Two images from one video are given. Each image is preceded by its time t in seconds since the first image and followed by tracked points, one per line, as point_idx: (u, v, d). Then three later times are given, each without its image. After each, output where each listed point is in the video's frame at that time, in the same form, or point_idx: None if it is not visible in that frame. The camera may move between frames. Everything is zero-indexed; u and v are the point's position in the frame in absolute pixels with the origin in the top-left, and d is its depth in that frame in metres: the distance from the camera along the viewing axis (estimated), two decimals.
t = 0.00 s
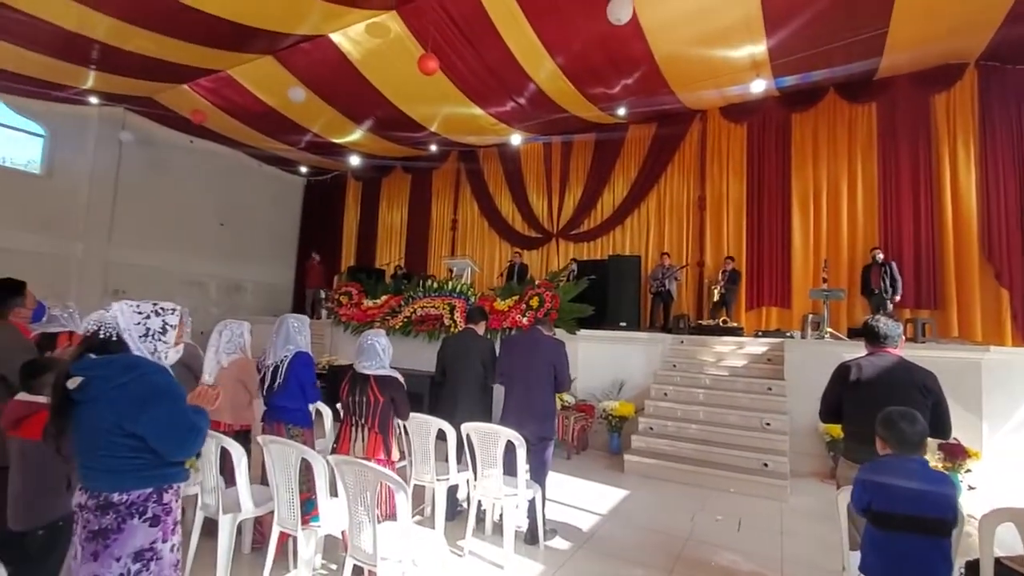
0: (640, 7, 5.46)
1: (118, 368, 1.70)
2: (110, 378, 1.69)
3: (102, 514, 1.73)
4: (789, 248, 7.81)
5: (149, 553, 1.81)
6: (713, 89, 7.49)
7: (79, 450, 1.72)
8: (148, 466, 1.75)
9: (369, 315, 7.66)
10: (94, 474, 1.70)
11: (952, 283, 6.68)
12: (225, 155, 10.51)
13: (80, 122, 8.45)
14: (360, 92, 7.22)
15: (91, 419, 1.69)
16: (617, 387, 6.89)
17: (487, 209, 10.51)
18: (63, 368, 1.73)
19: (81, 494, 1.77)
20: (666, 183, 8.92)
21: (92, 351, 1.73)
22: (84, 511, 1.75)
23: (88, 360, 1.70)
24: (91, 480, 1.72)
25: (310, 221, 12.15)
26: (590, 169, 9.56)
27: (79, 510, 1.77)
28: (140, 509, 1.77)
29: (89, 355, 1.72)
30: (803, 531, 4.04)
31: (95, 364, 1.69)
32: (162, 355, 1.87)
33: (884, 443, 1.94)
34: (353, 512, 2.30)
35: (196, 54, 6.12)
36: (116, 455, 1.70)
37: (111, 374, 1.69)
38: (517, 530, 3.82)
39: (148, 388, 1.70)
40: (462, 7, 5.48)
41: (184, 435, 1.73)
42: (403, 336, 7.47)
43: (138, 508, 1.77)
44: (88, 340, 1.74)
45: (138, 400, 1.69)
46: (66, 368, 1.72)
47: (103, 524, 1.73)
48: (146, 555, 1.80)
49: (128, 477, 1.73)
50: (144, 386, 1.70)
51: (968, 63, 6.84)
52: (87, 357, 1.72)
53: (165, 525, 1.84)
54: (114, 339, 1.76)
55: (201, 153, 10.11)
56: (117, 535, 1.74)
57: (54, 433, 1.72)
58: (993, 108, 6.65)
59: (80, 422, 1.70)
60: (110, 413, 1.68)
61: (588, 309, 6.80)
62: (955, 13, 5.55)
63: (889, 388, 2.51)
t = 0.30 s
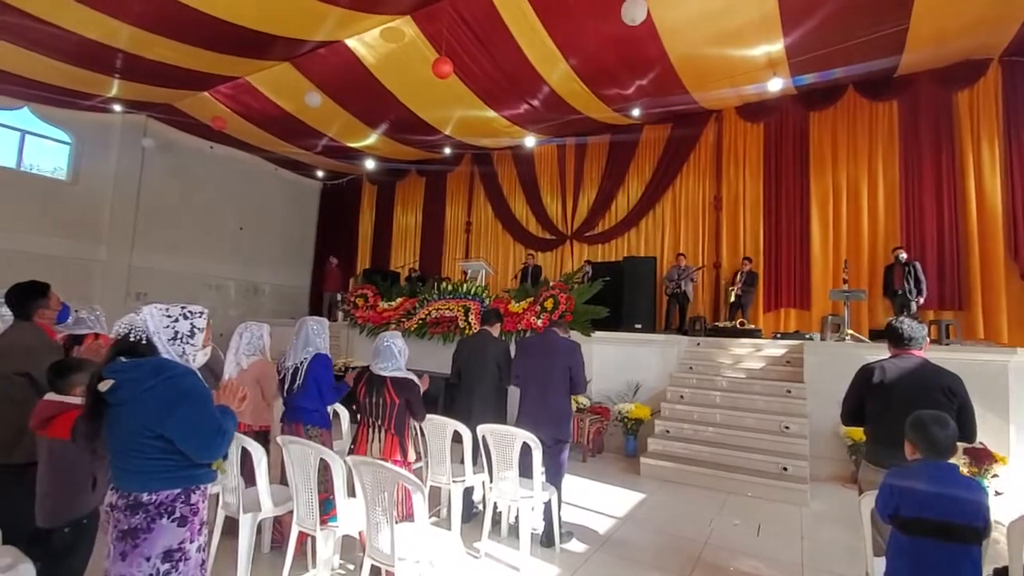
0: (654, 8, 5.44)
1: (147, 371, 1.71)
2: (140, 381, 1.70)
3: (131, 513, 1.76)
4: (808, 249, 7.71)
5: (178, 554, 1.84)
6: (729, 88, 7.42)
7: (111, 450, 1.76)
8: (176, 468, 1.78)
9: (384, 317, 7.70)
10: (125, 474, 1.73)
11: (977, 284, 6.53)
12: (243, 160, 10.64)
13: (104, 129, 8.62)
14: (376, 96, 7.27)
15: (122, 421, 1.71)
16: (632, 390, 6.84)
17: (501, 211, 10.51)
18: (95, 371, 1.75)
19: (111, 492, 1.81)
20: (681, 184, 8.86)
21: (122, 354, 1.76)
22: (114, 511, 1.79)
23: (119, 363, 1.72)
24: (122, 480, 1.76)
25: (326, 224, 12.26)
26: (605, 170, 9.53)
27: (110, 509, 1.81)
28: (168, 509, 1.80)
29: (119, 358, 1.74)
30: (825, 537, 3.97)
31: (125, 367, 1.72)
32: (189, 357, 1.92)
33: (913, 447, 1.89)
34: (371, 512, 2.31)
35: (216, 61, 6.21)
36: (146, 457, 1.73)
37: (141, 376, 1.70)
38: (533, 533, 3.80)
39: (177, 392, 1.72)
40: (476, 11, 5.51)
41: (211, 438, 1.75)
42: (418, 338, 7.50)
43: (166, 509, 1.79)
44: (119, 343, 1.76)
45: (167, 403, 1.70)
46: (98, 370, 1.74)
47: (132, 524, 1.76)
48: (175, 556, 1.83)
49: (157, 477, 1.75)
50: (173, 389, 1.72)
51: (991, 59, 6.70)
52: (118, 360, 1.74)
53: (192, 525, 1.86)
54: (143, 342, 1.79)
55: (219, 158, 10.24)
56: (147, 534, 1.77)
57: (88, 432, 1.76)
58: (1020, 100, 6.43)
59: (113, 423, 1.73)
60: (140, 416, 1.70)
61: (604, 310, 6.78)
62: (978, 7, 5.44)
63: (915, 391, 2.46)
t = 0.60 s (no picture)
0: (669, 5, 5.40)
1: (186, 370, 1.74)
2: (179, 379, 1.73)
3: (163, 510, 1.78)
4: (827, 247, 7.60)
5: (206, 550, 1.87)
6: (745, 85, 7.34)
7: (144, 448, 1.77)
8: (207, 466, 1.80)
9: (399, 317, 7.74)
10: (159, 472, 1.75)
11: (1003, 282, 6.39)
12: (260, 163, 10.76)
13: (126, 134, 8.76)
14: (390, 99, 7.31)
15: (159, 419, 1.73)
16: (649, 390, 6.80)
17: (515, 211, 10.51)
18: (132, 369, 1.78)
19: (140, 491, 1.82)
20: (697, 182, 8.78)
21: (161, 352, 1.79)
22: (144, 508, 1.80)
23: (158, 361, 1.75)
24: (154, 477, 1.77)
25: (341, 225, 12.35)
26: (619, 169, 9.48)
27: (139, 507, 1.82)
28: (200, 506, 1.83)
29: (159, 356, 1.77)
30: (848, 540, 3.90)
31: (165, 366, 1.75)
32: (223, 357, 1.94)
33: (945, 447, 1.85)
34: (391, 511, 2.32)
35: (234, 66, 6.28)
36: (180, 454, 1.75)
37: (179, 374, 1.73)
38: (550, 532, 3.79)
39: (213, 391, 1.74)
40: (490, 12, 5.51)
41: (243, 436, 1.78)
42: (433, 338, 7.53)
43: (198, 506, 1.82)
44: (157, 342, 1.80)
45: (203, 401, 1.73)
46: (136, 368, 1.77)
47: (164, 521, 1.78)
48: (204, 552, 1.86)
49: (190, 475, 1.77)
50: (209, 389, 1.74)
51: (1016, 52, 6.55)
52: (157, 358, 1.77)
53: (221, 522, 1.89)
54: (181, 342, 1.82)
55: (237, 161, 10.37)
56: (178, 531, 1.79)
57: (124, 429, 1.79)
58: None
59: (149, 421, 1.75)
60: (178, 414, 1.73)
61: (619, 310, 6.75)
62: None
63: (942, 391, 2.41)
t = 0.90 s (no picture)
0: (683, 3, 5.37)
1: (221, 371, 1.77)
2: (214, 380, 1.76)
3: (193, 510, 1.80)
4: (848, 247, 7.49)
5: (234, 548, 1.91)
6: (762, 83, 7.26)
7: (174, 447, 1.79)
8: (235, 466, 1.82)
9: (415, 319, 7.78)
10: (189, 470, 1.77)
11: None
12: (277, 167, 10.88)
13: (148, 140, 8.91)
14: (405, 102, 7.35)
15: (191, 419, 1.75)
16: (665, 392, 6.75)
17: (530, 212, 10.50)
18: (167, 368, 1.80)
19: (166, 491, 1.83)
20: (713, 181, 8.70)
21: (197, 353, 1.83)
22: (171, 509, 1.81)
23: (194, 361, 1.79)
24: (183, 476, 1.79)
25: (357, 228, 12.44)
26: (634, 170, 9.43)
27: (165, 508, 1.82)
28: (228, 505, 1.86)
29: (195, 357, 1.81)
30: (871, 545, 3.83)
31: (200, 367, 1.77)
32: (252, 360, 2.09)
33: (972, 451, 1.81)
34: (409, 511, 2.33)
35: (251, 72, 6.36)
36: (210, 454, 1.77)
37: (214, 375, 1.76)
38: (567, 534, 3.77)
39: (247, 393, 1.77)
40: (503, 14, 5.51)
41: (273, 438, 1.80)
42: (448, 340, 7.54)
43: (227, 505, 1.85)
44: (194, 342, 1.85)
45: (236, 402, 1.75)
46: (172, 368, 1.79)
47: (193, 521, 1.80)
48: (231, 550, 1.91)
49: (219, 475, 1.79)
50: (242, 390, 1.76)
51: None
52: (192, 359, 1.80)
53: (247, 521, 1.92)
54: (217, 343, 1.88)
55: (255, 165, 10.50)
56: (208, 530, 1.82)
57: (155, 427, 1.81)
58: None
59: (181, 421, 1.76)
60: (210, 414, 1.74)
61: (635, 310, 6.71)
62: None
63: (969, 394, 2.36)
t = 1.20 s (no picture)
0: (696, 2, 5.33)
1: (243, 374, 1.78)
2: (236, 383, 1.76)
3: (214, 510, 1.81)
4: (866, 245, 7.38)
5: (255, 547, 1.92)
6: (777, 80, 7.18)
7: (194, 448, 1.80)
8: (254, 467, 1.83)
9: (428, 321, 7.80)
10: (209, 471, 1.78)
11: None
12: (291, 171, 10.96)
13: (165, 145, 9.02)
14: (417, 105, 7.37)
15: (212, 421, 1.76)
16: (679, 393, 6.68)
17: (542, 213, 10.48)
18: (190, 370, 1.81)
19: (187, 491, 1.84)
20: (727, 180, 8.62)
21: (219, 355, 1.84)
22: (192, 509, 1.82)
23: (217, 364, 1.80)
24: (204, 477, 1.79)
25: (370, 230, 12.49)
26: (646, 170, 9.38)
27: (186, 508, 1.84)
28: (249, 505, 1.87)
29: (217, 359, 1.82)
30: (892, 550, 3.76)
31: (223, 369, 1.78)
32: (271, 363, 2.09)
33: (996, 452, 1.77)
34: (424, 512, 2.32)
35: (265, 76, 6.42)
36: (231, 455, 1.78)
37: (237, 378, 1.76)
38: (582, 537, 3.75)
39: (268, 396, 1.77)
40: (515, 15, 5.51)
41: (293, 440, 1.81)
42: (461, 342, 7.55)
43: (247, 505, 1.86)
44: (216, 345, 1.86)
45: (258, 405, 1.75)
46: (194, 370, 1.80)
47: (215, 520, 1.81)
48: (252, 549, 1.91)
49: (239, 476, 1.80)
50: (263, 393, 1.77)
51: None
52: (215, 361, 1.81)
53: (266, 520, 1.93)
54: (238, 346, 1.88)
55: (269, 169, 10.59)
56: (229, 529, 1.83)
57: (176, 428, 1.81)
58: None
59: (201, 422, 1.77)
60: (231, 416, 1.75)
61: (648, 311, 6.67)
62: None
63: (994, 395, 2.31)
